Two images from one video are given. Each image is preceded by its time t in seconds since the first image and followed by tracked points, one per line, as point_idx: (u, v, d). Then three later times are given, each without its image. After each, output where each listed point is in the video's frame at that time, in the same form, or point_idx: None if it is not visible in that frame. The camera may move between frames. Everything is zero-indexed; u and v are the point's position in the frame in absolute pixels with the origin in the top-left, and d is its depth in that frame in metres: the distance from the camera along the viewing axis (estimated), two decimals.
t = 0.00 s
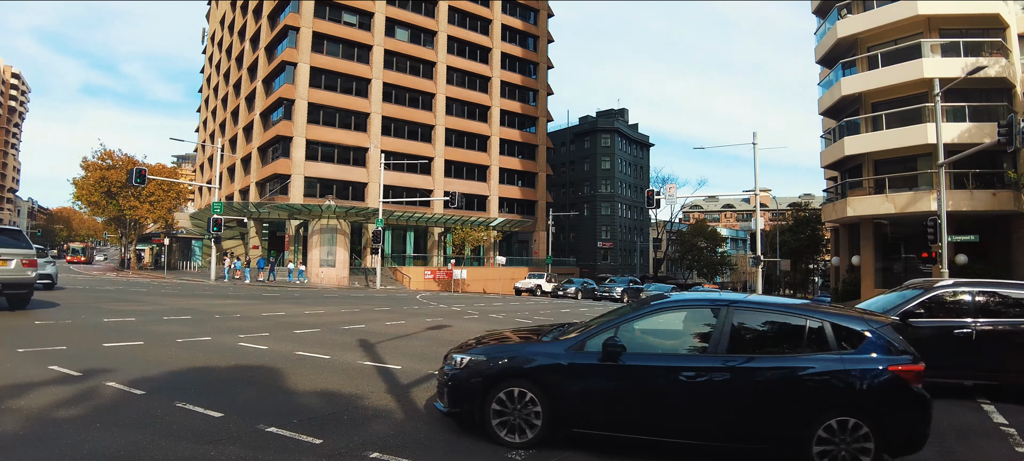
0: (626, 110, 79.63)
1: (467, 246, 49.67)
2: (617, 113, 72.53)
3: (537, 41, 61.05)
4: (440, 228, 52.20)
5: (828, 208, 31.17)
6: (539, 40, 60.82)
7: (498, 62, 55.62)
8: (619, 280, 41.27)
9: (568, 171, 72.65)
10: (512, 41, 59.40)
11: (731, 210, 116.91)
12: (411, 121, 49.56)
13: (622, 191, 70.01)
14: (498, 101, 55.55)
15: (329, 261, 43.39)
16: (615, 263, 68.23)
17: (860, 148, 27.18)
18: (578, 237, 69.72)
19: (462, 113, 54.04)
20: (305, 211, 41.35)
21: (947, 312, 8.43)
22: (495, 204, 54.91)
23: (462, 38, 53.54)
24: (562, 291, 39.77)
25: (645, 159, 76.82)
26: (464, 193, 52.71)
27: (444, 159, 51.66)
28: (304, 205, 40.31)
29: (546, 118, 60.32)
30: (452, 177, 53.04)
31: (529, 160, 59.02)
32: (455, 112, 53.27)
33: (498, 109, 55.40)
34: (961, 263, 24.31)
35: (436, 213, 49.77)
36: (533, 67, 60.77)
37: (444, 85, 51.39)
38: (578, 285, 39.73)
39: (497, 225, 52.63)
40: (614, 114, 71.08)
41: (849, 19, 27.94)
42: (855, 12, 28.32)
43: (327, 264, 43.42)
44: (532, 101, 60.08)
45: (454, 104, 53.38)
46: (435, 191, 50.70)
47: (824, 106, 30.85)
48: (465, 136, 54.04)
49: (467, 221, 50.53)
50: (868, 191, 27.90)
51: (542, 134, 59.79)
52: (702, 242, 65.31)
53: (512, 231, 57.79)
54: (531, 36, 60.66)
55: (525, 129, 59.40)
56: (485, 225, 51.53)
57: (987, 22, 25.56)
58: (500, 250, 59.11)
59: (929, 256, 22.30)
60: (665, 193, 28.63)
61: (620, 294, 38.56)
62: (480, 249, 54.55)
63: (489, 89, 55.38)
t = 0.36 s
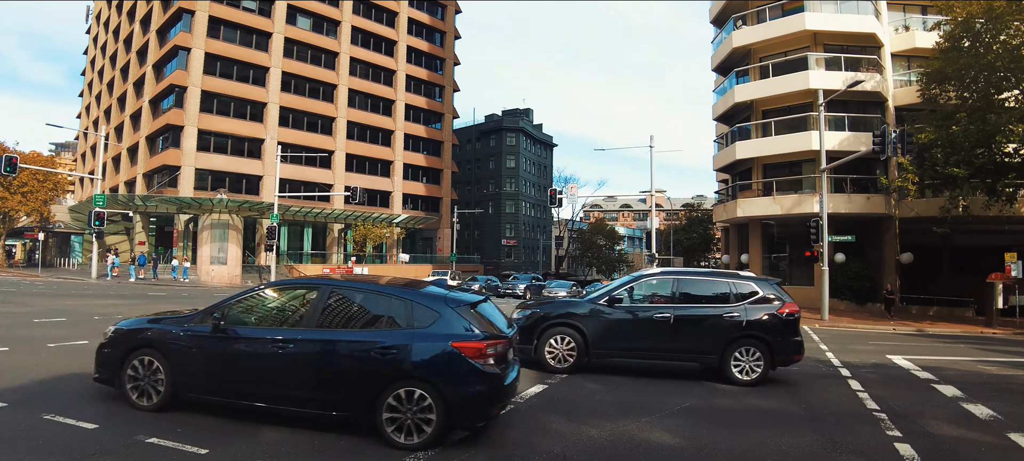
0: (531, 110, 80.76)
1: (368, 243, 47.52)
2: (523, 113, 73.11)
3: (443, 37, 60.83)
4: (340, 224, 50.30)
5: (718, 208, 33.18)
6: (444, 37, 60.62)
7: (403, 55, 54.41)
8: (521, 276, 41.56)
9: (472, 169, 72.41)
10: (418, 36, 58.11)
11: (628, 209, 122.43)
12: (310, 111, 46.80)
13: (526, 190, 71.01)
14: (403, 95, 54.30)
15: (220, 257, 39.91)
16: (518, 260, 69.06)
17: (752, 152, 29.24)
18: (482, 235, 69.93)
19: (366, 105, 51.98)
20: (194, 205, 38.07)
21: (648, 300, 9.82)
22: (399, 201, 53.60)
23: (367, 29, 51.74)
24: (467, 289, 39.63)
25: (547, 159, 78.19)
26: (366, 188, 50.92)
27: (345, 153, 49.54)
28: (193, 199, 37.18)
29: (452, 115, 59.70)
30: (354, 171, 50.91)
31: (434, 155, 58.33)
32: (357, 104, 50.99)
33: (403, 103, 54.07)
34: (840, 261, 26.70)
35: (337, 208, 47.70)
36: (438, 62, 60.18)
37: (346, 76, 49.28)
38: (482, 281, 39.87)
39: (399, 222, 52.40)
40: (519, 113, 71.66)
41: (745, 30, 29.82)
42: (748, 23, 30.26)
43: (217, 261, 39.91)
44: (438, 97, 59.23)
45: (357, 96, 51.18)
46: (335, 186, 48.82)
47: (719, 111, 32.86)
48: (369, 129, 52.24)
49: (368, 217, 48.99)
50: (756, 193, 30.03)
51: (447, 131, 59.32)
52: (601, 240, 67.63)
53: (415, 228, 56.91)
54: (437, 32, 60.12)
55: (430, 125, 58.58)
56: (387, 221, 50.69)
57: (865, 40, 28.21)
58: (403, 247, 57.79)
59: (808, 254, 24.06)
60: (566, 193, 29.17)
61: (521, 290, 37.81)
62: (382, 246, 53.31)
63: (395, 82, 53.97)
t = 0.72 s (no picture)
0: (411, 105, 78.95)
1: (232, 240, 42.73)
2: (401, 108, 70.44)
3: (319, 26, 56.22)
4: (203, 220, 45.62)
5: (590, 207, 34.10)
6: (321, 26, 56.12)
7: (276, 42, 49.92)
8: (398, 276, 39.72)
9: (347, 163, 69.06)
10: (292, 23, 53.68)
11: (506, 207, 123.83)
12: (172, 99, 42.12)
13: (405, 187, 69.26)
14: (274, 84, 49.69)
15: (68, 257, 34.85)
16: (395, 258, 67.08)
17: (623, 154, 30.50)
18: (357, 232, 67.05)
19: (232, 93, 47.32)
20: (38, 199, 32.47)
21: (330, 290, 9.47)
22: (267, 195, 49.22)
23: (239, 14, 47.28)
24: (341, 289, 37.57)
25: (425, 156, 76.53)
26: (230, 182, 46.22)
27: (209, 143, 44.78)
28: (35, 191, 31.63)
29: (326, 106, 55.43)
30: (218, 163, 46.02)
31: (305, 148, 53.66)
32: (225, 92, 46.57)
33: (273, 92, 49.60)
34: (701, 258, 28.79)
35: (198, 203, 42.99)
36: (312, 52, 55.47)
37: (213, 62, 44.72)
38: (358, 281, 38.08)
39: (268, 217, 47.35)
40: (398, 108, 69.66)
41: (619, 37, 31.04)
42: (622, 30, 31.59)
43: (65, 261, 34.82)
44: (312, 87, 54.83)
45: (223, 83, 46.63)
46: (198, 179, 43.95)
47: (591, 114, 33.94)
48: (234, 119, 47.46)
49: (233, 213, 44.51)
50: (624, 194, 31.43)
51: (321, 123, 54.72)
52: (480, 238, 67.65)
53: (283, 225, 52.44)
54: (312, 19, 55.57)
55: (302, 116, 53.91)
56: (254, 217, 45.78)
57: (726, 52, 30.60)
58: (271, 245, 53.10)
59: (672, 251, 25.62)
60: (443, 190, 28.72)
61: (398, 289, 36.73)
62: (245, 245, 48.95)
63: (265, 70, 49.43)
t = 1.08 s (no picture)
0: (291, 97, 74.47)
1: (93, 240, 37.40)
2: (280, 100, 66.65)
3: (193, 10, 51.93)
4: (59, 217, 39.50)
5: (477, 205, 34.31)
6: (195, 10, 52.04)
7: (144, 26, 44.67)
8: (276, 276, 36.70)
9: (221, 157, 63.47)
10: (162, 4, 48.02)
11: (391, 205, 120.45)
12: (22, 81, 35.95)
13: (282, 182, 65.08)
14: (143, 70, 44.44)
15: None
16: (271, 258, 62.76)
17: (508, 154, 30.80)
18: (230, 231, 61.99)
19: (96, 79, 41.53)
20: None
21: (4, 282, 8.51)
22: (134, 191, 44.04)
23: None
24: (212, 291, 34.37)
25: (306, 151, 72.58)
26: (90, 175, 40.55)
27: (67, 133, 38.93)
28: None
29: (198, 96, 51.07)
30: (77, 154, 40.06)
31: (175, 140, 48.90)
32: (86, 77, 40.61)
33: (141, 79, 44.15)
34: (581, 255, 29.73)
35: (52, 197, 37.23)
36: (185, 38, 51.23)
37: (72, 43, 38.84)
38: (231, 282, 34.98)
39: (133, 213, 42.08)
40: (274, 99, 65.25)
41: (504, 38, 31.36)
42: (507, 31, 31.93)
43: None
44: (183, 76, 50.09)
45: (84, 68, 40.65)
46: (53, 172, 37.98)
47: (477, 113, 33.97)
48: (98, 108, 41.61)
49: (94, 209, 39.30)
50: (509, 193, 31.79)
51: (193, 113, 50.10)
52: (364, 236, 65.08)
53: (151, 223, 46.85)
54: (185, 3, 51.30)
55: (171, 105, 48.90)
56: (118, 213, 40.92)
57: (608, 58, 31.91)
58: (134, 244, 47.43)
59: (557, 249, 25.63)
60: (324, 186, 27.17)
61: (276, 290, 34.39)
62: (106, 243, 43.27)
63: (132, 55, 43.81)
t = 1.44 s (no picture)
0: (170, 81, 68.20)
1: None
2: (161, 86, 61.05)
3: None
4: None
5: (371, 200, 32.72)
6: None
7: None
8: (154, 275, 33.54)
9: (96, 146, 57.75)
10: None
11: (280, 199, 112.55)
12: None
13: (162, 173, 59.53)
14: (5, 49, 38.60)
15: None
16: (151, 255, 56.53)
17: (403, 148, 29.69)
18: (105, 226, 55.59)
19: None
20: None
21: None
22: None
23: None
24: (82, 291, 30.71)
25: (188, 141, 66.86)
26: None
27: None
28: None
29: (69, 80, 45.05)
30: None
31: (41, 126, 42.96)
32: None
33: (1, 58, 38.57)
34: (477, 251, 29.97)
35: None
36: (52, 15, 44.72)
37: None
38: (105, 282, 31.28)
39: None
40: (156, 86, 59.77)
41: (399, 30, 30.33)
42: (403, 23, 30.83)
43: None
44: (51, 56, 44.04)
45: None
46: None
47: (370, 106, 32.40)
48: None
49: None
50: (405, 188, 30.33)
51: (61, 98, 44.31)
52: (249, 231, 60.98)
53: (15, 217, 41.59)
54: None
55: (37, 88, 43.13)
56: None
57: (505, 56, 32.06)
58: None
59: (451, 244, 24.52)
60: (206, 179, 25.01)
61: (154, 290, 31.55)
62: None
63: None
